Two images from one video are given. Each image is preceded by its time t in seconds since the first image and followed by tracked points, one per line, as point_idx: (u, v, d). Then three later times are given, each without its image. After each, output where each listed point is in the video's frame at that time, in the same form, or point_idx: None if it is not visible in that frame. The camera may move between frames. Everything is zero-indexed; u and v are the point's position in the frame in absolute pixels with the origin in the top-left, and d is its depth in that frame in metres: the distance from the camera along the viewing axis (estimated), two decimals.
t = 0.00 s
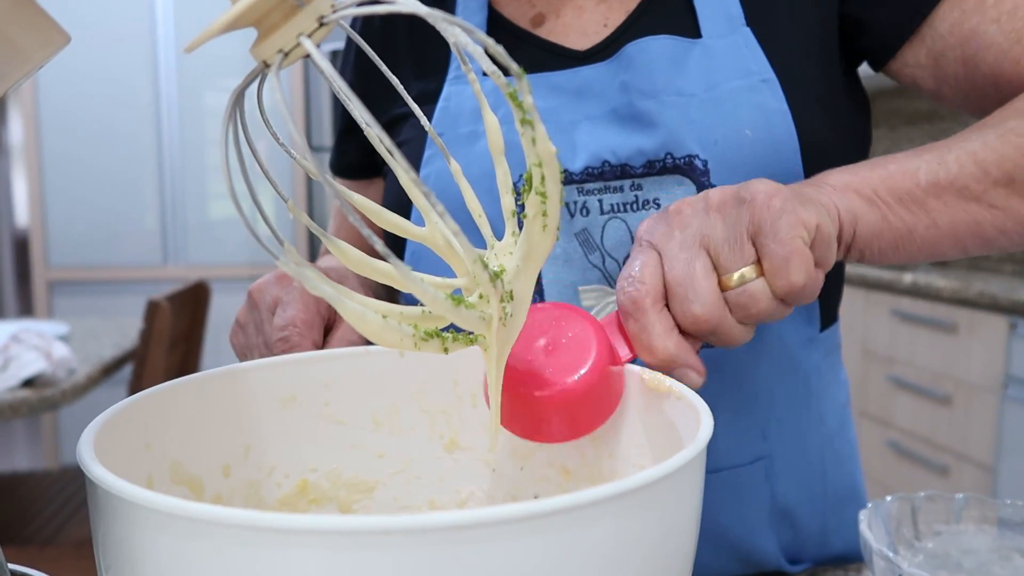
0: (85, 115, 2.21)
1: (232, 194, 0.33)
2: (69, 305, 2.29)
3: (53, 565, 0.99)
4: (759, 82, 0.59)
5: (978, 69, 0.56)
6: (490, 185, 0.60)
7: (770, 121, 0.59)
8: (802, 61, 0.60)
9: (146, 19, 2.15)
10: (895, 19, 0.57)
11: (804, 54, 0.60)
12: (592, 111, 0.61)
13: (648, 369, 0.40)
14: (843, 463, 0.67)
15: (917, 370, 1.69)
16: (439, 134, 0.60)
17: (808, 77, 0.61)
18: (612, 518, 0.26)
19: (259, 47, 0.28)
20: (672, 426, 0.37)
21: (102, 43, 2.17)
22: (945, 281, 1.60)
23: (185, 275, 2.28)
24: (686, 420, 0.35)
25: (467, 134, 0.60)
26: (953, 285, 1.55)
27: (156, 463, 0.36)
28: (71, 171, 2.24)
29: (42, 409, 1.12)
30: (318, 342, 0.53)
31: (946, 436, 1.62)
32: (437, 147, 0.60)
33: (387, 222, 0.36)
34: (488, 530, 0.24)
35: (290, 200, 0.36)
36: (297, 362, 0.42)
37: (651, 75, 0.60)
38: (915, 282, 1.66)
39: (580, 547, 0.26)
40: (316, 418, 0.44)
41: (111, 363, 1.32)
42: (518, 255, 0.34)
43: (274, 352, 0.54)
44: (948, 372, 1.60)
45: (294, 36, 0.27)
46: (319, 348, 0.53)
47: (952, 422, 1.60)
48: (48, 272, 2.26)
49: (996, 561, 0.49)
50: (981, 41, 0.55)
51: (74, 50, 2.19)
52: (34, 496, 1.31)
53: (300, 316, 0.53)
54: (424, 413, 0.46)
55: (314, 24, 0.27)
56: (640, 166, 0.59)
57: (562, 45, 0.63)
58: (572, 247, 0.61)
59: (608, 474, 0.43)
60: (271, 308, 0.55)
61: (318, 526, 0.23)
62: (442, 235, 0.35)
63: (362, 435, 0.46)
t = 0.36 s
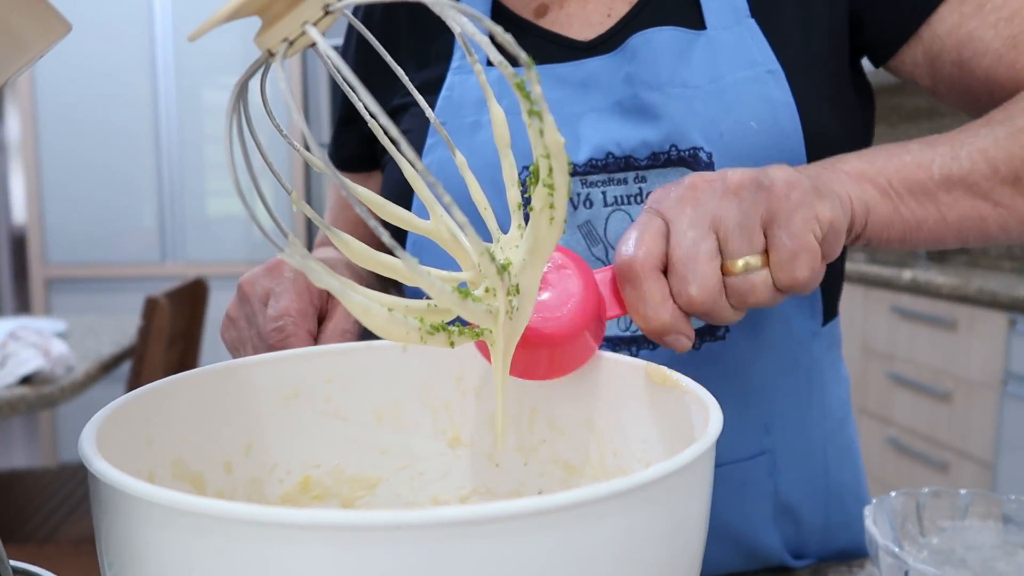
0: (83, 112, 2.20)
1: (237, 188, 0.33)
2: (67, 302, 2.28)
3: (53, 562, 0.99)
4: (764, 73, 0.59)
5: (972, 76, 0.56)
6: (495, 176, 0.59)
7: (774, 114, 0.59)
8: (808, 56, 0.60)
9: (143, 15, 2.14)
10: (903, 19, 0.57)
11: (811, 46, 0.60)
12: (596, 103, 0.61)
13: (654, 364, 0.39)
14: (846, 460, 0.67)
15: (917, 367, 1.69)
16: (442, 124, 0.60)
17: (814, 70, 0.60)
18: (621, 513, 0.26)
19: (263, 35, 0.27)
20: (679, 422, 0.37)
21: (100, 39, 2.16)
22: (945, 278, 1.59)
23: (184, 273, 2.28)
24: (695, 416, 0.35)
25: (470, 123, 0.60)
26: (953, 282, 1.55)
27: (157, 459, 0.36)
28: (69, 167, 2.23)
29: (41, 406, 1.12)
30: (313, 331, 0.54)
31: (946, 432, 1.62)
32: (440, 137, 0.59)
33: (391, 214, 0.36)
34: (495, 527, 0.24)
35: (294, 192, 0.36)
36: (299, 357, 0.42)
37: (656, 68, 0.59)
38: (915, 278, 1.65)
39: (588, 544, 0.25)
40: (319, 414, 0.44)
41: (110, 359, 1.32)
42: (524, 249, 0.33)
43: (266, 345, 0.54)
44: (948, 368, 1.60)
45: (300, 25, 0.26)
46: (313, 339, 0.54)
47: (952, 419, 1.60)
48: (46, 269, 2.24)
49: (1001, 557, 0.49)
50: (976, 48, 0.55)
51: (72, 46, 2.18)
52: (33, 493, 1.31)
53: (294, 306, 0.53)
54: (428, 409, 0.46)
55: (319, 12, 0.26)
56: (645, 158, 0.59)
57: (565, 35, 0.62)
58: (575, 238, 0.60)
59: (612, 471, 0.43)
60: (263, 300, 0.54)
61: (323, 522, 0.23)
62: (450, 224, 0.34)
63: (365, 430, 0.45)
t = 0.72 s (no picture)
0: (78, 110, 2.18)
1: (235, 191, 0.32)
2: (63, 302, 2.27)
3: (51, 564, 0.98)
4: (771, 72, 0.60)
5: (915, 126, 0.68)
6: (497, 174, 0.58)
7: (781, 110, 0.59)
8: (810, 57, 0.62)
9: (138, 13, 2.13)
10: (896, 58, 0.64)
11: (808, 46, 0.62)
12: (603, 95, 0.60)
13: (659, 368, 0.39)
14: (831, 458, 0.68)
15: (916, 365, 1.68)
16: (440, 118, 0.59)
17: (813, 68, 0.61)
18: (630, 526, 0.25)
19: (262, 39, 0.26)
20: (686, 428, 0.36)
21: (94, 37, 2.15)
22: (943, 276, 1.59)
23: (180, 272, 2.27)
24: (702, 423, 0.34)
25: (470, 115, 0.59)
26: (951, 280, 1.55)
27: (155, 468, 0.35)
28: (64, 166, 2.21)
29: (37, 407, 1.11)
30: (203, 329, 0.47)
31: (944, 431, 1.62)
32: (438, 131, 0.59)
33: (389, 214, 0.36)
34: (502, 542, 0.23)
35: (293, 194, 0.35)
36: (299, 362, 0.42)
37: (667, 62, 0.60)
38: (913, 276, 1.65)
39: (596, 558, 0.25)
40: (319, 420, 0.43)
41: (105, 360, 1.31)
42: (528, 254, 0.33)
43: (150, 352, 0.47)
44: (946, 366, 1.59)
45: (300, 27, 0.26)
46: (203, 339, 0.47)
47: (950, 417, 1.60)
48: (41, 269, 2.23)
49: (1005, 560, 0.49)
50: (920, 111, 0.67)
51: (66, 44, 2.17)
52: (29, 494, 1.30)
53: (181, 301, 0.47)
54: (429, 412, 0.46)
55: (320, 13, 0.26)
56: (657, 151, 0.59)
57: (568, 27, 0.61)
58: (583, 232, 0.60)
59: (617, 477, 0.43)
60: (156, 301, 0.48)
61: (323, 538, 0.23)
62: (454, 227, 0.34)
63: (365, 436, 0.45)
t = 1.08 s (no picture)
0: (63, 111, 2.16)
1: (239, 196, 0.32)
2: (48, 305, 2.24)
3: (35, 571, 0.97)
4: (739, 82, 0.63)
5: (840, 145, 0.72)
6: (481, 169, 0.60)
7: (751, 117, 0.62)
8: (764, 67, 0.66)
9: (126, 14, 2.12)
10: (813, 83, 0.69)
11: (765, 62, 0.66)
12: (584, 94, 0.60)
13: (659, 371, 0.39)
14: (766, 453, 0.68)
15: (903, 367, 1.70)
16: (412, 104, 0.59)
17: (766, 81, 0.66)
18: (636, 530, 0.25)
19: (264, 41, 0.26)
20: (687, 430, 0.36)
21: (80, 37, 2.13)
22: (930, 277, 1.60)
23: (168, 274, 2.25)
24: (706, 426, 0.34)
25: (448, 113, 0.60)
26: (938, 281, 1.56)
27: (150, 474, 0.35)
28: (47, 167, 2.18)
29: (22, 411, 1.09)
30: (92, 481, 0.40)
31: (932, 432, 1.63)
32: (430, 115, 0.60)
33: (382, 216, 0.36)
34: (510, 547, 0.23)
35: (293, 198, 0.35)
36: (295, 365, 0.41)
37: (648, 62, 0.61)
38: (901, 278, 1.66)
39: (604, 563, 0.25)
40: (314, 423, 0.43)
41: (92, 363, 1.29)
42: (530, 255, 0.32)
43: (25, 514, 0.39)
44: (934, 368, 1.61)
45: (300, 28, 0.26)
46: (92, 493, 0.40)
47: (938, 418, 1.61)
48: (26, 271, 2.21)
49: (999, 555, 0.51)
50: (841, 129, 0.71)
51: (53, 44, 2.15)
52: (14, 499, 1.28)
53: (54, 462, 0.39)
54: (426, 416, 0.45)
55: (321, 12, 0.25)
56: (640, 148, 0.60)
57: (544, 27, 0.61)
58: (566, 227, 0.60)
59: (616, 479, 0.43)
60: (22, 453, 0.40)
61: (329, 544, 0.22)
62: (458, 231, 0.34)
63: (361, 439, 0.44)
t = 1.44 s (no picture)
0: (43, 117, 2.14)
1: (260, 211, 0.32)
2: (28, 313, 2.22)
3: None
4: (656, 99, 0.64)
5: (786, 144, 0.73)
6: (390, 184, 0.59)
7: (667, 134, 0.63)
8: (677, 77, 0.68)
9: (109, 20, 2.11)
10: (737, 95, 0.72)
11: (678, 74, 0.68)
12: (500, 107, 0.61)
13: (654, 380, 0.40)
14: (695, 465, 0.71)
15: (883, 372, 1.72)
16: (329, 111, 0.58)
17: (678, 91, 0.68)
18: (638, 535, 0.26)
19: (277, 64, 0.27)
20: (682, 438, 0.37)
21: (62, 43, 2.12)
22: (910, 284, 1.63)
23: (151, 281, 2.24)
24: (702, 435, 0.35)
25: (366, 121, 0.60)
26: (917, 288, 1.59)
27: (157, 483, 0.35)
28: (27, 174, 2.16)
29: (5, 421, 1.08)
30: None
31: (912, 436, 1.66)
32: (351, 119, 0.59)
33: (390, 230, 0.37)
34: (523, 554, 0.24)
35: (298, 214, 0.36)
36: (296, 376, 0.42)
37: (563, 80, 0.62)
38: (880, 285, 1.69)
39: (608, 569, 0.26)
40: (315, 433, 0.43)
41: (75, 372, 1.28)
42: (530, 270, 0.33)
43: None
44: (913, 372, 1.63)
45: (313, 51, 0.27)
46: None
47: (918, 422, 1.64)
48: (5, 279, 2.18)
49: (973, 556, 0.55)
50: (790, 128, 0.72)
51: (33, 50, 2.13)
52: None
53: None
54: (424, 425, 0.46)
55: (335, 36, 0.27)
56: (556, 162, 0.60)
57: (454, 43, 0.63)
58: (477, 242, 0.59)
59: (611, 486, 0.44)
60: None
61: (346, 554, 0.23)
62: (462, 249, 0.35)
63: (360, 448, 0.45)
